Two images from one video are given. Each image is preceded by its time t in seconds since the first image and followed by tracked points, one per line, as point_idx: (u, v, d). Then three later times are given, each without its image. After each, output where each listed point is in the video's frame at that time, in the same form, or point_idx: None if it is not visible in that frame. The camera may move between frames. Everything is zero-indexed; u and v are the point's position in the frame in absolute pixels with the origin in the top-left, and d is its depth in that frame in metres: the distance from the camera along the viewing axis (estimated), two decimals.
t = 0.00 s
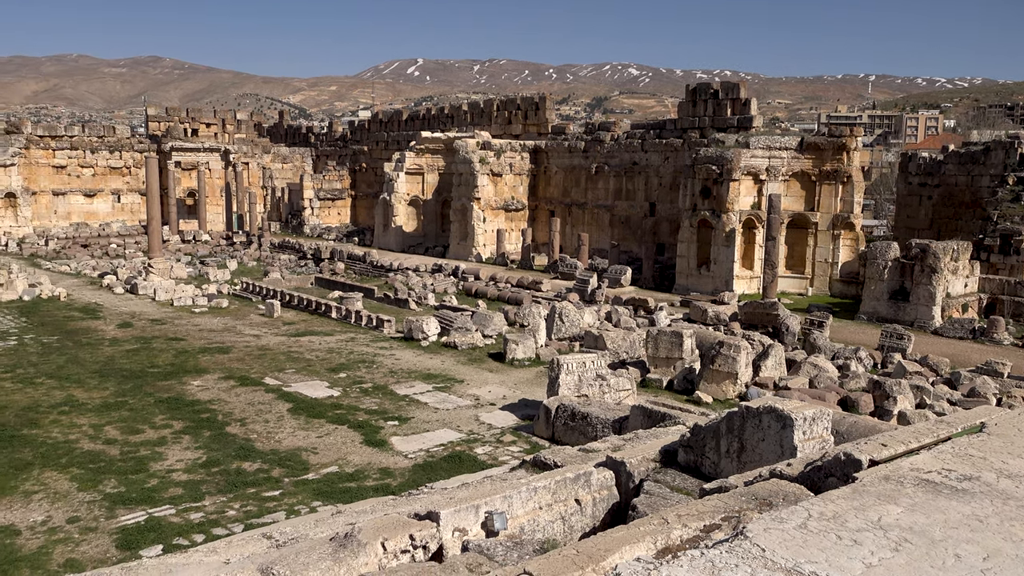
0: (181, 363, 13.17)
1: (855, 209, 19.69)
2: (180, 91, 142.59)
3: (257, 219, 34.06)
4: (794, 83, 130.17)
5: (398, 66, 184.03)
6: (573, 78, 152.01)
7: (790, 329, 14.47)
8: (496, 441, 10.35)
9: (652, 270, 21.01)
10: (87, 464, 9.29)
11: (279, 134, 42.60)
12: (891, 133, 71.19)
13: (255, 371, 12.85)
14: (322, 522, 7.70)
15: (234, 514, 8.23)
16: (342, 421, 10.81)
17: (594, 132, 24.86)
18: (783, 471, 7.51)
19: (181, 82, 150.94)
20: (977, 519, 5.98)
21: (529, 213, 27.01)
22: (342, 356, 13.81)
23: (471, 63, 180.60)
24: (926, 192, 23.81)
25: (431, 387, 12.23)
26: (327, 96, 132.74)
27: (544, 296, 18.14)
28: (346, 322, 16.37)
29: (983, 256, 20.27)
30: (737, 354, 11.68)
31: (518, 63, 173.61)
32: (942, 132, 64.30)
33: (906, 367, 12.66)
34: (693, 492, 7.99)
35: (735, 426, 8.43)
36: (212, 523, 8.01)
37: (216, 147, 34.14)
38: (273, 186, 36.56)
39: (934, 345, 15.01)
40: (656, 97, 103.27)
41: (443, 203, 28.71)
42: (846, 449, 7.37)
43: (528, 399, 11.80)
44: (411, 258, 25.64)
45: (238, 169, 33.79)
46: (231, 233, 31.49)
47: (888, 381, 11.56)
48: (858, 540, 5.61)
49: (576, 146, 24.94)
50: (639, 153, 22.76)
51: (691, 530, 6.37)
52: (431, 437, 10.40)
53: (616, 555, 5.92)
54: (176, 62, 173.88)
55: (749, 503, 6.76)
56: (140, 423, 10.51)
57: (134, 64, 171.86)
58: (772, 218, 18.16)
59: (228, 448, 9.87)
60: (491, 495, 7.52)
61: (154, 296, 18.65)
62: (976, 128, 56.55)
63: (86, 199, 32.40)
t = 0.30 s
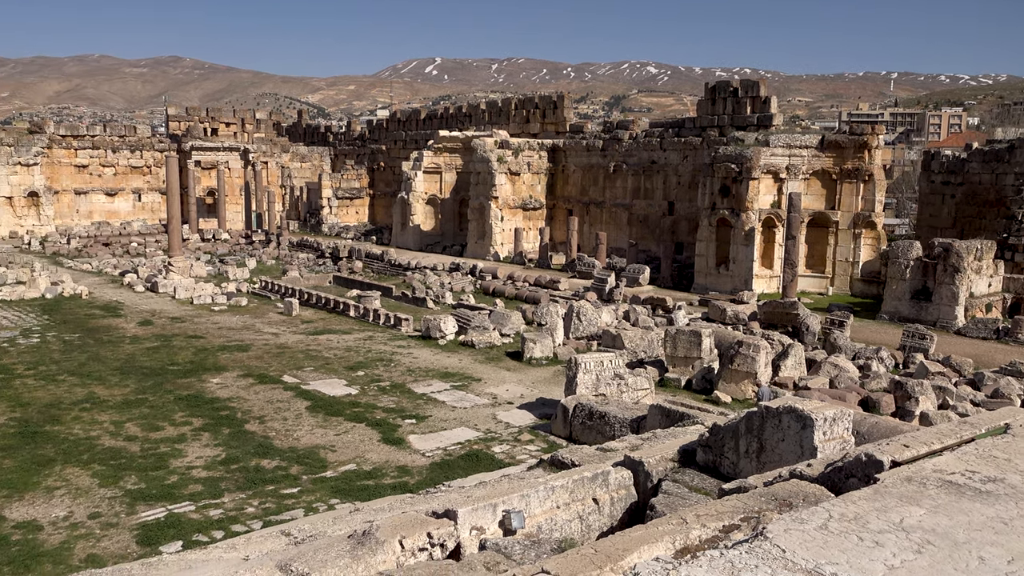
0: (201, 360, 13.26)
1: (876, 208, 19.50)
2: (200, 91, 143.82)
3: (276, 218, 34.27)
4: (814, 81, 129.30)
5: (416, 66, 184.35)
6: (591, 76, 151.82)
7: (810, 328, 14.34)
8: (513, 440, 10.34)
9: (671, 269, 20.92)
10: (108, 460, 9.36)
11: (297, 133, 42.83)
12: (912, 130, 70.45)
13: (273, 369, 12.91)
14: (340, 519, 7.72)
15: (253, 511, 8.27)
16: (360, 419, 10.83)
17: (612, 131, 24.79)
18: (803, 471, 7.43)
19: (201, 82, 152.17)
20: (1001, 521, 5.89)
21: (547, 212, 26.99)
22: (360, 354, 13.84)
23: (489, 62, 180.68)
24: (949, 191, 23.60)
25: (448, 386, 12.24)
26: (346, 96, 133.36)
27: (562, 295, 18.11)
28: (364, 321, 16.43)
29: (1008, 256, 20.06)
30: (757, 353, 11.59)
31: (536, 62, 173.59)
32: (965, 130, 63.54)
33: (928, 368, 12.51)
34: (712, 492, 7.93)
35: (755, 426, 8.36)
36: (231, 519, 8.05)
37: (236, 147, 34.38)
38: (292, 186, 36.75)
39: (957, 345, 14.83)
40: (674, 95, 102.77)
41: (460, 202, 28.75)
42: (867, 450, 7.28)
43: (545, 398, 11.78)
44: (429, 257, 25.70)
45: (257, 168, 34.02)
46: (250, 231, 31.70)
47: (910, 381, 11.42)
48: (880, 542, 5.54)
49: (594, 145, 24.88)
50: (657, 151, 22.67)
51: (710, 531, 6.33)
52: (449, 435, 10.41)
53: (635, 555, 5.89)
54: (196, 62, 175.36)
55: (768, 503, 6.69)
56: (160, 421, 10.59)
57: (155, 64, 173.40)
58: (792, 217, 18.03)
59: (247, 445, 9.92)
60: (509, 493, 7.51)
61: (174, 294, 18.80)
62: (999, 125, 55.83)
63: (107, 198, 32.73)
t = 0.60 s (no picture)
0: (220, 359, 13.34)
1: (897, 207, 19.31)
2: (220, 91, 144.79)
3: (293, 217, 34.45)
4: (834, 79, 128.32)
5: (433, 65, 184.78)
6: (608, 75, 151.41)
7: (829, 328, 14.22)
8: (530, 439, 10.32)
9: (689, 268, 20.83)
10: (128, 458, 9.44)
11: (315, 133, 43.00)
12: (935, 129, 69.68)
13: (291, 367, 12.97)
14: (357, 517, 7.74)
15: (271, 508, 8.30)
16: (377, 417, 10.85)
17: (630, 130, 24.70)
18: (822, 472, 7.35)
19: (220, 82, 153.29)
20: None
21: (564, 211, 26.95)
22: (377, 353, 13.87)
23: (507, 61, 180.78)
24: (972, 189, 23.33)
25: (465, 385, 12.25)
26: (363, 96, 133.86)
27: (579, 294, 18.07)
28: (381, 319, 16.47)
29: None
30: (775, 353, 11.51)
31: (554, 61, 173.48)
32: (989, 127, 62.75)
33: (950, 368, 12.36)
34: (730, 493, 7.87)
35: (773, 427, 8.29)
36: (249, 517, 8.08)
37: (254, 147, 34.59)
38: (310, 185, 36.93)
39: (979, 345, 14.65)
40: (692, 93, 102.26)
41: (477, 201, 28.77)
42: (887, 451, 7.19)
43: (563, 397, 11.75)
44: (445, 256, 25.75)
45: (275, 168, 34.22)
46: (269, 231, 31.88)
47: (932, 382, 11.29)
48: (900, 544, 5.48)
49: (611, 144, 24.81)
50: (675, 150, 22.56)
51: (728, 531, 6.28)
52: (465, 434, 10.40)
53: (652, 555, 5.85)
54: (214, 63, 176.70)
55: (787, 504, 6.63)
56: (180, 418, 10.66)
57: (175, 64, 174.76)
58: (812, 216, 17.88)
59: (264, 443, 9.97)
60: (525, 492, 7.49)
61: (193, 293, 18.93)
62: None
63: (127, 198, 33.05)
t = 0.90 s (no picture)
0: (238, 358, 13.41)
1: (918, 206, 19.12)
2: (238, 92, 145.73)
3: (311, 217, 34.62)
4: (853, 78, 127.31)
5: (451, 65, 184.90)
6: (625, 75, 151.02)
7: (849, 329, 14.11)
8: (546, 439, 10.30)
9: (706, 268, 20.73)
10: (148, 455, 9.51)
11: (333, 133, 43.12)
12: (956, 128, 68.98)
13: (308, 366, 13.02)
14: (374, 516, 7.75)
15: (288, 506, 8.33)
16: (394, 417, 10.87)
17: (647, 129, 24.63)
18: (841, 474, 7.27)
19: (238, 83, 154.34)
20: None
21: (581, 211, 26.90)
22: (393, 352, 13.90)
23: (523, 61, 180.86)
24: (994, 189, 23.05)
25: (481, 384, 12.24)
26: (380, 96, 134.31)
27: (596, 294, 18.02)
28: (397, 319, 16.51)
29: None
30: (794, 354, 11.43)
31: (570, 61, 173.32)
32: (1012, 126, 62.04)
33: (971, 369, 12.22)
34: (748, 494, 7.82)
35: (792, 428, 8.21)
36: (267, 515, 8.12)
37: (272, 147, 34.80)
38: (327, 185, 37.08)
39: (1002, 346, 14.48)
40: (709, 92, 101.74)
41: (494, 200, 28.78)
42: (907, 452, 7.10)
43: (579, 397, 11.72)
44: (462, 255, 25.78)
45: (293, 168, 34.41)
46: (286, 230, 32.05)
47: (952, 383, 11.17)
48: (921, 546, 5.41)
49: (629, 144, 24.74)
50: (693, 150, 22.46)
51: (746, 532, 6.23)
52: (482, 434, 10.40)
53: (670, 555, 5.81)
54: (233, 63, 178.02)
55: (806, 505, 6.57)
56: (198, 417, 10.72)
57: (194, 65, 175.93)
58: (831, 215, 17.73)
59: (282, 442, 10.01)
60: (542, 492, 7.47)
61: (212, 292, 19.05)
62: None
63: (146, 198, 33.33)
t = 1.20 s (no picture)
0: (256, 357, 13.49)
1: (939, 206, 18.92)
2: (257, 93, 146.68)
3: (329, 217, 34.79)
4: (873, 77, 126.30)
5: (468, 65, 185.03)
6: (643, 74, 150.65)
7: (869, 330, 13.99)
8: (563, 439, 10.28)
9: (724, 268, 20.65)
10: (167, 454, 9.58)
11: (351, 133, 43.29)
12: (978, 127, 68.27)
13: (326, 365, 13.08)
14: (391, 515, 7.76)
15: (306, 505, 8.37)
16: (411, 417, 10.89)
17: (665, 129, 24.56)
18: (861, 476, 7.20)
19: (257, 83, 155.39)
20: None
21: (598, 211, 26.84)
22: (410, 352, 13.93)
23: (541, 61, 180.99)
24: (1017, 188, 22.77)
25: (498, 384, 12.25)
26: (398, 96, 134.75)
27: (613, 294, 17.98)
28: (415, 318, 16.54)
29: None
30: (813, 355, 11.36)
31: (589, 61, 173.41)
32: None
33: (993, 371, 12.08)
34: (766, 495, 7.77)
35: (811, 429, 8.14)
36: (285, 513, 8.16)
37: (291, 147, 35.01)
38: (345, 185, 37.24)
39: None
40: (727, 92, 101.20)
41: (511, 201, 28.79)
42: (928, 455, 7.02)
43: (596, 398, 11.70)
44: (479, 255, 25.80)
45: (311, 168, 34.60)
46: (305, 230, 32.23)
47: (974, 385, 11.04)
48: (942, 549, 5.36)
49: (646, 144, 24.66)
50: (711, 149, 22.35)
51: (764, 534, 6.20)
52: (499, 434, 10.40)
53: (687, 557, 5.80)
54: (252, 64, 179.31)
55: (826, 508, 6.52)
56: (218, 415, 10.80)
57: (213, 66, 177.18)
58: (850, 215, 17.59)
59: (300, 441, 10.06)
60: (559, 492, 7.46)
61: (231, 292, 19.17)
62: None
63: (167, 198, 33.63)
